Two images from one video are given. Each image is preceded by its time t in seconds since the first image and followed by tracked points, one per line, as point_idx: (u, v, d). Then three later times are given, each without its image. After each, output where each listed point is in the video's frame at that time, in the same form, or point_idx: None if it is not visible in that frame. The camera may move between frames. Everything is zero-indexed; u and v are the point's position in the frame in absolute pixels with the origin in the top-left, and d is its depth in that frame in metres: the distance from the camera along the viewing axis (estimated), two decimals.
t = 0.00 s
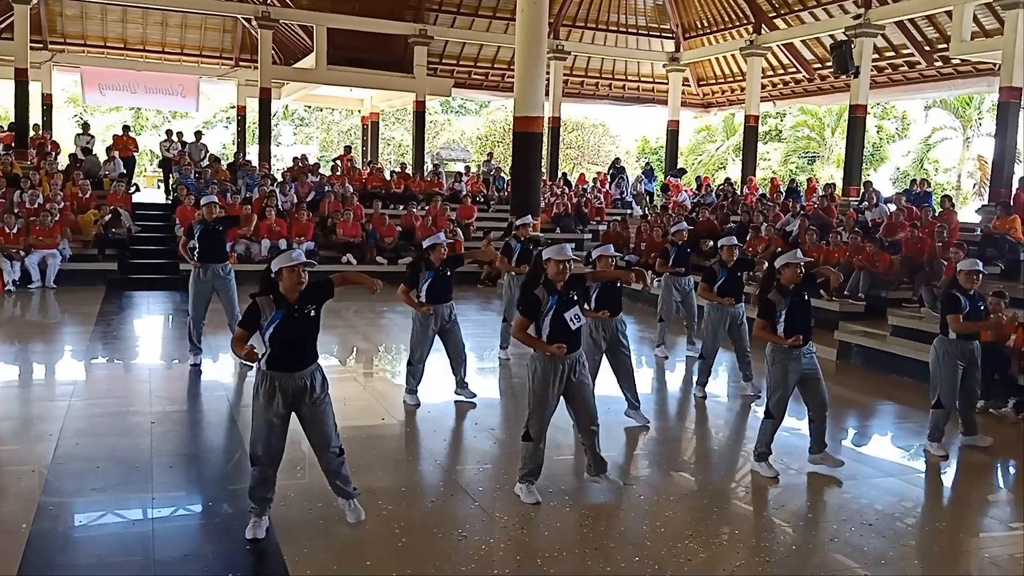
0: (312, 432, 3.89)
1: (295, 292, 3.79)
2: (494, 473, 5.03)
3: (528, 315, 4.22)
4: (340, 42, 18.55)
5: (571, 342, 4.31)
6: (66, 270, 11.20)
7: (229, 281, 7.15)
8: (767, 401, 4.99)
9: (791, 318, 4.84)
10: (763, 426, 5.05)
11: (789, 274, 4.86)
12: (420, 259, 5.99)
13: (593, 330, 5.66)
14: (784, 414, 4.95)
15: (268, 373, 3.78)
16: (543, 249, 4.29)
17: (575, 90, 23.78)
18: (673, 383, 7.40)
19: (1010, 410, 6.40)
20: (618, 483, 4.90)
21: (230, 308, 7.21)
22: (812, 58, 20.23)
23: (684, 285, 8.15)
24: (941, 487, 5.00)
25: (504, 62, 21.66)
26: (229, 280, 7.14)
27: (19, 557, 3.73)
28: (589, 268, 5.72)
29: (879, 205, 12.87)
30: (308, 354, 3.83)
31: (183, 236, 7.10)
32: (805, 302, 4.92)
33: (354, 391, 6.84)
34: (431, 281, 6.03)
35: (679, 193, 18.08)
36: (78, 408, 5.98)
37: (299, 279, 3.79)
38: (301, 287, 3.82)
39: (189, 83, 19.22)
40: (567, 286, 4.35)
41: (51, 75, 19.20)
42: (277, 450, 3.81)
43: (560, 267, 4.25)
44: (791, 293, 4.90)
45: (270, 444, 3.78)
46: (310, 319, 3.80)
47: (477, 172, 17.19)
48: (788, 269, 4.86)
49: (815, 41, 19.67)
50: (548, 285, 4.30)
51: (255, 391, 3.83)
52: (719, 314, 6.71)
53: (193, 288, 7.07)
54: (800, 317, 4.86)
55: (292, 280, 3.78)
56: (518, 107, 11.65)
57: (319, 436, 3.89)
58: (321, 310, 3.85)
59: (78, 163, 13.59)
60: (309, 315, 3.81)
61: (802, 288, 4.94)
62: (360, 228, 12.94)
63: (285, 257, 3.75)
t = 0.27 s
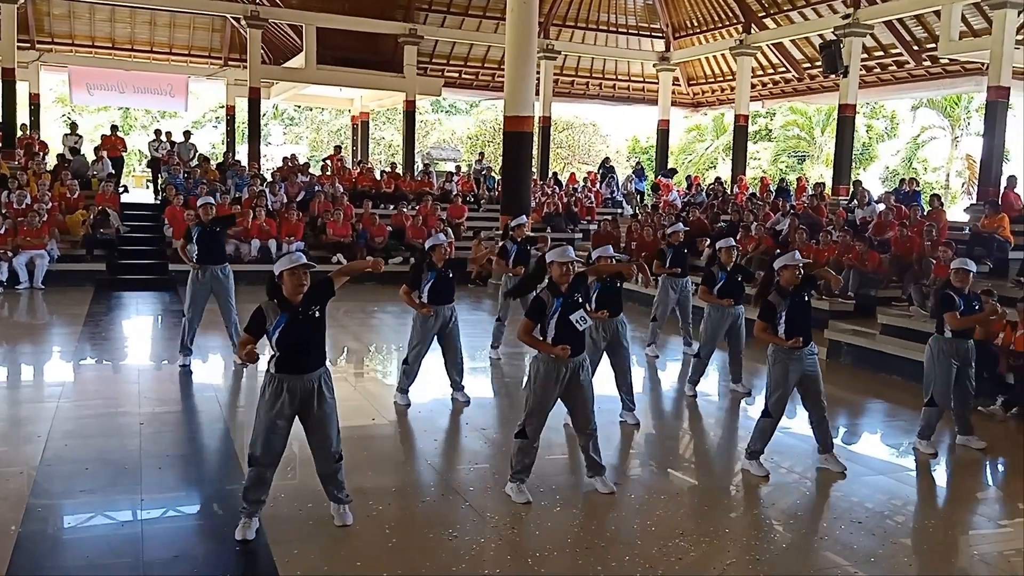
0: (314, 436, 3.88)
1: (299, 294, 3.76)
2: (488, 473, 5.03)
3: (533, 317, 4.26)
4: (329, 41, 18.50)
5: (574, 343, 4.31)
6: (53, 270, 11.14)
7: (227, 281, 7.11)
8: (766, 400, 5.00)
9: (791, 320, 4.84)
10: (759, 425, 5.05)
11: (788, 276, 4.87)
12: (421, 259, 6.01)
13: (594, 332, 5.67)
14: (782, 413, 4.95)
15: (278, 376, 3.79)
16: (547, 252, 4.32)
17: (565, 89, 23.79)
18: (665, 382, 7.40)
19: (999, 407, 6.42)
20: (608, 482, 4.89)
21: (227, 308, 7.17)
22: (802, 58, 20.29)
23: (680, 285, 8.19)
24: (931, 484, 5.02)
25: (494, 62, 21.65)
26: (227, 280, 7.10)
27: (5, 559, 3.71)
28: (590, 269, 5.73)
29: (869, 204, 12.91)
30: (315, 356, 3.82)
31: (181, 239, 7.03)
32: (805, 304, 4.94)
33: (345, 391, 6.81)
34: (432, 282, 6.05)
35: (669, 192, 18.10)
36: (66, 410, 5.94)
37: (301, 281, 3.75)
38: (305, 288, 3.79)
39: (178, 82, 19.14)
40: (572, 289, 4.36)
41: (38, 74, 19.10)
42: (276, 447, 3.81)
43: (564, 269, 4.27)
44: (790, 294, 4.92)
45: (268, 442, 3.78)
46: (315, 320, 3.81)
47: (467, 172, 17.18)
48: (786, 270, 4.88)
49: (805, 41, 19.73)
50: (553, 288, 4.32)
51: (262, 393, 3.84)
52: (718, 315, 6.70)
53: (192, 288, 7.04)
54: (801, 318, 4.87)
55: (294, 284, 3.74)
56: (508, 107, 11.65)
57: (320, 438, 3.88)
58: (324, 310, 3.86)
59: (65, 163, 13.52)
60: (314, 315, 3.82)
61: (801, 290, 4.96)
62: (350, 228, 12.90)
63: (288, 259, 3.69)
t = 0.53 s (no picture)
0: (317, 432, 3.89)
1: (304, 295, 3.77)
2: (483, 473, 5.02)
3: (539, 318, 4.23)
4: (321, 41, 18.46)
5: (580, 344, 4.29)
6: (43, 271, 11.08)
7: (228, 282, 7.09)
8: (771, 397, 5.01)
9: (798, 320, 4.85)
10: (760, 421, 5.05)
11: (791, 278, 4.88)
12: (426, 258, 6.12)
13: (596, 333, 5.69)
14: (785, 412, 4.96)
15: (285, 377, 3.76)
16: (553, 252, 4.31)
17: (557, 89, 23.81)
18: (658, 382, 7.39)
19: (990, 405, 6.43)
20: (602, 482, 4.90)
21: (226, 309, 7.13)
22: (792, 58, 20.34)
23: (678, 285, 8.18)
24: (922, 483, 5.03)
25: (485, 62, 21.65)
26: (228, 281, 7.09)
27: None
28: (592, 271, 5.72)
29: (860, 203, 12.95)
30: (322, 357, 3.80)
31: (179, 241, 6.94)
32: (810, 305, 4.92)
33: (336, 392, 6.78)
34: (434, 281, 6.11)
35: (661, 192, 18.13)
36: (55, 411, 5.91)
37: (304, 284, 3.76)
38: (309, 291, 3.79)
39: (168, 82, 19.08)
40: (579, 290, 4.33)
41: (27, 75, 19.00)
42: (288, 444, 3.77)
43: (569, 270, 4.25)
44: (795, 296, 4.92)
45: (278, 443, 3.74)
46: (322, 323, 3.78)
47: (459, 172, 17.16)
48: (789, 272, 4.89)
49: (796, 41, 19.78)
50: (559, 289, 4.30)
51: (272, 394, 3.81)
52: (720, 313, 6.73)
53: (194, 288, 6.99)
54: (807, 319, 4.87)
55: (296, 286, 3.75)
56: (500, 107, 11.63)
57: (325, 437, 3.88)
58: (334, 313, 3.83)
59: (54, 164, 13.45)
60: (322, 319, 3.79)
61: (807, 291, 4.94)
62: (341, 228, 12.89)
63: (291, 259, 3.76)
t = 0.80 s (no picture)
0: (316, 433, 3.88)
1: (304, 294, 3.80)
2: (478, 473, 5.01)
3: (540, 312, 4.30)
4: (313, 41, 18.44)
5: (580, 343, 4.31)
6: (33, 272, 11.04)
7: (226, 283, 7.06)
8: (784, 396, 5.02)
9: (797, 317, 4.91)
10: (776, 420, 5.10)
11: (791, 277, 4.93)
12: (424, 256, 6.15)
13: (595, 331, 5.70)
14: (801, 409, 4.97)
15: (286, 374, 3.78)
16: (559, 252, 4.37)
17: (549, 89, 23.82)
18: (651, 381, 7.41)
19: (981, 404, 6.48)
20: (596, 481, 4.89)
21: (221, 310, 7.10)
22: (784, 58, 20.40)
23: (674, 285, 8.20)
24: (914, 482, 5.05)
25: (478, 62, 21.65)
26: (226, 282, 7.06)
27: None
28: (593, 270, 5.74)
29: (852, 202, 12.98)
30: (323, 356, 3.81)
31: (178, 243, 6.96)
32: (811, 304, 4.95)
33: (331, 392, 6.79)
34: (432, 278, 6.12)
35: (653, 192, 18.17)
36: (46, 413, 5.88)
37: (304, 285, 3.79)
38: (309, 291, 3.82)
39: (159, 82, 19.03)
40: (582, 290, 4.37)
41: (17, 75, 18.92)
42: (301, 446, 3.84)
43: (574, 269, 4.31)
44: (796, 295, 4.96)
45: (293, 439, 3.80)
46: (323, 325, 3.77)
47: (452, 173, 17.17)
48: (790, 271, 4.93)
49: (787, 41, 19.84)
50: (562, 286, 4.35)
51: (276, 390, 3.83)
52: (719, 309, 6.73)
53: (191, 289, 7.00)
54: (806, 317, 4.92)
55: (296, 286, 3.78)
56: (493, 107, 11.63)
57: (324, 436, 3.88)
58: (336, 316, 3.82)
59: (45, 165, 13.41)
60: (322, 322, 3.78)
61: (808, 292, 4.97)
62: (334, 229, 12.84)
63: (290, 259, 3.77)
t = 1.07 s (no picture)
0: (316, 434, 3.88)
1: (303, 297, 3.79)
2: (473, 474, 5.01)
3: (537, 306, 4.37)
4: (306, 42, 18.42)
5: (577, 340, 4.32)
6: (26, 273, 11.00)
7: (222, 284, 7.05)
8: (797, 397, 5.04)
9: (794, 317, 4.92)
10: (793, 420, 5.09)
11: (790, 275, 4.92)
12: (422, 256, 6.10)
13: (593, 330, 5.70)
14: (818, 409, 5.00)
15: (283, 376, 3.78)
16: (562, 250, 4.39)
17: (543, 90, 23.83)
18: (645, 381, 7.42)
19: (973, 403, 6.52)
20: (591, 480, 4.89)
21: (216, 311, 7.09)
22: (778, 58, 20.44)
23: (669, 285, 8.20)
24: (908, 481, 5.06)
25: (472, 62, 21.65)
26: (222, 283, 7.05)
27: None
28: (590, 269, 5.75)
29: (845, 202, 13.01)
30: (322, 358, 3.82)
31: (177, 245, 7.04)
32: (810, 305, 4.96)
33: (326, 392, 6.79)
34: (429, 279, 6.11)
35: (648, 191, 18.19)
36: (39, 415, 5.86)
37: (304, 287, 3.79)
38: (307, 294, 3.82)
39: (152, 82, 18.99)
40: (583, 288, 4.38)
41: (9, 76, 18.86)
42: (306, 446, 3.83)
43: (576, 266, 4.32)
44: (795, 294, 4.97)
45: (298, 442, 3.79)
46: (322, 330, 3.79)
47: (446, 173, 17.16)
48: (790, 270, 4.92)
49: (781, 42, 19.88)
50: (563, 283, 4.38)
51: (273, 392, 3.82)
52: (715, 311, 6.71)
53: (188, 293, 6.98)
54: (805, 318, 4.92)
55: (294, 289, 3.77)
56: (487, 107, 11.63)
57: (323, 438, 3.88)
58: (334, 322, 3.84)
59: (37, 165, 13.37)
60: (321, 327, 3.80)
61: (807, 292, 4.99)
62: (328, 229, 12.81)
63: (291, 261, 3.73)
